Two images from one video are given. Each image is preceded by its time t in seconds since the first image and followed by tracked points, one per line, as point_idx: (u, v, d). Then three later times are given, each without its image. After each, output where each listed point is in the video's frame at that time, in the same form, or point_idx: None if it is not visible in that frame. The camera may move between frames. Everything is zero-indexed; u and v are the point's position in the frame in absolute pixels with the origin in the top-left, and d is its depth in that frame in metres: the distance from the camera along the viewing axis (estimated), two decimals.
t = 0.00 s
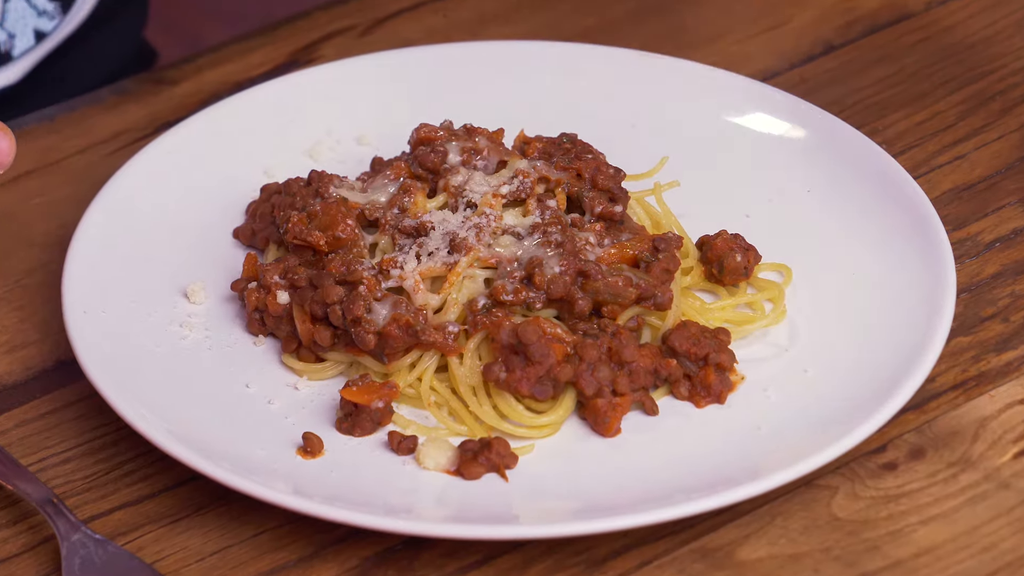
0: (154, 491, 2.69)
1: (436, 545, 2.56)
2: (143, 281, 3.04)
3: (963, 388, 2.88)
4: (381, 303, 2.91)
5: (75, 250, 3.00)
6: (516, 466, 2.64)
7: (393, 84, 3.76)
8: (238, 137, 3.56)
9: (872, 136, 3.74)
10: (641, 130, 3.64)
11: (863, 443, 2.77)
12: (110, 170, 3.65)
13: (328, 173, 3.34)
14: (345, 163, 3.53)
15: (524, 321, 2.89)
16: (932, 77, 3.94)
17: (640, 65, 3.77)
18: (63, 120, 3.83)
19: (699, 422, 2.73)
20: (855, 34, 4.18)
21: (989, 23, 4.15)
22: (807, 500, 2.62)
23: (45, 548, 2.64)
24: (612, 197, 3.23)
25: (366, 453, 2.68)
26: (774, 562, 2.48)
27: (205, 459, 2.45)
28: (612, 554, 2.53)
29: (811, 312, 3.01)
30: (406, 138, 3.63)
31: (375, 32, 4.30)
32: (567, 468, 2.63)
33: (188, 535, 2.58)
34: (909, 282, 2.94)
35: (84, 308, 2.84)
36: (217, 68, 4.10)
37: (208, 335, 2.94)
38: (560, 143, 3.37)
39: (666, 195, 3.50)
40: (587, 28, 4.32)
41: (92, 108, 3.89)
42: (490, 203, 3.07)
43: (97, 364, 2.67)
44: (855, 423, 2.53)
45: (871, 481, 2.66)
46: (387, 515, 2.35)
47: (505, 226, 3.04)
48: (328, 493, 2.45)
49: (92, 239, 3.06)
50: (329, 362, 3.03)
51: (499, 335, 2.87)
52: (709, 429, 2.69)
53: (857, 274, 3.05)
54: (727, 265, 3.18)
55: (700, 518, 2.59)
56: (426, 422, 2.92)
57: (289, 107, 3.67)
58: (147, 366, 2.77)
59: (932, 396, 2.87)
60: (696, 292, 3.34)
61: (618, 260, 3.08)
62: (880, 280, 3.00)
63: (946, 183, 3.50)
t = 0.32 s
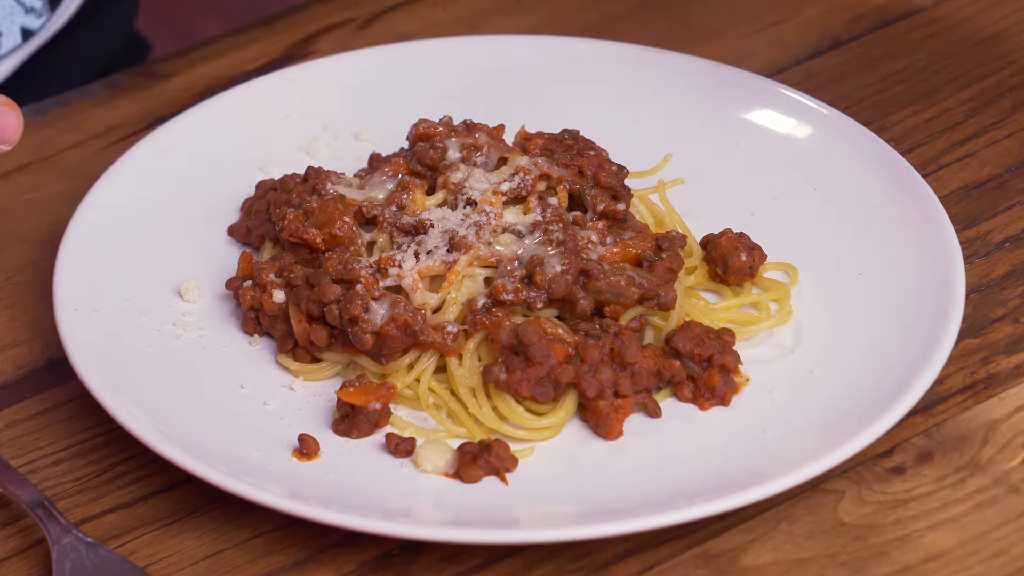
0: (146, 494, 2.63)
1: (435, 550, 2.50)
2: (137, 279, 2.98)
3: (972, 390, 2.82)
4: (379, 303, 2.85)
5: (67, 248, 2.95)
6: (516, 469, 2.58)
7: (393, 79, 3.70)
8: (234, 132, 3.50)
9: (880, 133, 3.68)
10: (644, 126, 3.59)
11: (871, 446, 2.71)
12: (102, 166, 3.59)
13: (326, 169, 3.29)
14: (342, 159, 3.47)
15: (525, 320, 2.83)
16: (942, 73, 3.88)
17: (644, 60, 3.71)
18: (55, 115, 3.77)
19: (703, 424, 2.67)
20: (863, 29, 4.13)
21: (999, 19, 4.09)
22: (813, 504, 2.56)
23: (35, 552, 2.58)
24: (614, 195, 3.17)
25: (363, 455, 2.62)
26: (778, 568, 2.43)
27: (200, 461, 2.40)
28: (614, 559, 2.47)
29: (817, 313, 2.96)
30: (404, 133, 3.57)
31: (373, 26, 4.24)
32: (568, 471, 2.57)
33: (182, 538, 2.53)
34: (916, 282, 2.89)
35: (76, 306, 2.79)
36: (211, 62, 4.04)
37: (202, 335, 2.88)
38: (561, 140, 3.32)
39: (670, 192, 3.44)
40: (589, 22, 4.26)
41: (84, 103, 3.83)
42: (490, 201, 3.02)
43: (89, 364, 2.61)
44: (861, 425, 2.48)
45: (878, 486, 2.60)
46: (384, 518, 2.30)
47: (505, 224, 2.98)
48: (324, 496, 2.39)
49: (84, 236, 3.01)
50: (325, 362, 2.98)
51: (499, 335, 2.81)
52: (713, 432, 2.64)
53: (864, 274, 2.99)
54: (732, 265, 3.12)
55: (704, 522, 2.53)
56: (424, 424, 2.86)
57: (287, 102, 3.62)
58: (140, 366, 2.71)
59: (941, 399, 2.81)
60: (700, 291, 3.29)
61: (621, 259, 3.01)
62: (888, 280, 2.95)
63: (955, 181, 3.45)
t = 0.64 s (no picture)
0: (139, 496, 2.58)
1: (433, 553, 2.45)
2: (131, 277, 2.93)
3: (981, 391, 2.77)
4: (377, 301, 2.79)
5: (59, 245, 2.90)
6: (516, 472, 2.54)
7: (393, 73, 3.65)
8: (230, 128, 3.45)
9: (888, 130, 3.63)
10: (647, 122, 3.55)
11: (878, 449, 2.66)
12: (95, 161, 3.54)
13: (323, 166, 3.24)
14: (340, 155, 3.44)
15: (526, 320, 2.78)
16: (952, 68, 3.82)
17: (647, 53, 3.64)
18: (47, 110, 3.72)
19: (706, 426, 2.62)
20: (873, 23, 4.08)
21: (1010, 14, 4.04)
22: (818, 508, 2.51)
23: (25, 555, 2.53)
24: (617, 191, 3.11)
25: (360, 457, 2.57)
26: (783, 572, 2.37)
27: (193, 462, 2.35)
28: (615, 563, 2.42)
29: (824, 313, 2.91)
30: (401, 129, 3.53)
31: (372, 20, 4.19)
32: (568, 474, 2.52)
33: (175, 541, 2.48)
34: (924, 279, 2.83)
35: (68, 304, 2.73)
36: (207, 57, 3.99)
37: (196, 334, 2.83)
38: (563, 135, 3.27)
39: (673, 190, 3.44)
40: (592, 16, 4.20)
41: (77, 98, 3.78)
42: (490, 198, 2.97)
43: (81, 363, 2.56)
44: (868, 426, 2.43)
45: (885, 489, 2.55)
46: (381, 521, 2.25)
47: (506, 221, 2.93)
48: (320, 498, 2.34)
49: (77, 233, 2.95)
50: (321, 362, 2.93)
51: (499, 334, 2.76)
52: (718, 433, 2.58)
53: (872, 273, 2.94)
54: (736, 263, 3.08)
55: (707, 525, 2.48)
56: (422, 425, 2.81)
57: (284, 96, 3.56)
58: (134, 366, 2.66)
59: (949, 400, 2.76)
60: (703, 291, 3.26)
61: (623, 257, 2.95)
62: (897, 279, 2.88)
63: (964, 178, 3.39)
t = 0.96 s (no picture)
0: (132, 498, 2.53)
1: (432, 557, 2.40)
2: (124, 275, 2.88)
3: (990, 393, 2.72)
4: (375, 300, 2.75)
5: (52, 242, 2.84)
6: (516, 473, 2.49)
7: (393, 68, 3.60)
8: (226, 123, 3.40)
9: (895, 126, 3.58)
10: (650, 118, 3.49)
11: (884, 451, 2.61)
12: (88, 157, 3.49)
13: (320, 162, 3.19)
14: (336, 151, 3.39)
15: (526, 319, 2.73)
16: (960, 64, 3.78)
17: (649, 48, 3.59)
18: (38, 105, 3.67)
19: (711, 428, 2.57)
20: (879, 18, 4.04)
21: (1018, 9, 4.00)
22: (824, 511, 2.46)
23: (16, 558, 2.48)
24: (619, 188, 3.07)
25: (357, 459, 2.52)
26: None
27: (187, 464, 2.30)
28: (617, 567, 2.37)
29: (830, 312, 2.86)
30: (400, 125, 3.48)
31: (370, 13, 4.14)
32: (570, 477, 2.47)
33: (169, 544, 2.43)
34: (932, 278, 2.79)
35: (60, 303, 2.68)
36: (201, 51, 3.94)
37: (190, 334, 2.78)
38: (565, 131, 3.22)
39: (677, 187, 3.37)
40: (594, 10, 4.15)
41: (69, 92, 3.72)
42: (489, 195, 2.92)
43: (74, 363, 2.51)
44: (876, 427, 2.38)
45: (892, 491, 2.50)
46: (379, 524, 2.20)
47: (506, 219, 2.88)
48: (317, 500, 2.29)
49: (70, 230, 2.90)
50: (318, 362, 2.88)
51: (500, 334, 2.71)
52: (723, 435, 2.53)
53: (878, 271, 2.89)
54: (741, 262, 3.02)
55: (712, 528, 2.43)
56: (421, 426, 2.76)
57: (281, 92, 3.52)
58: (126, 366, 2.61)
59: (957, 401, 2.71)
60: (708, 290, 3.20)
61: (626, 256, 2.90)
62: (904, 278, 2.84)
63: (973, 176, 3.34)
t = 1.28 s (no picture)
0: (125, 500, 2.49)
1: (430, 560, 2.35)
2: (117, 273, 2.84)
3: (998, 393, 2.67)
4: (372, 299, 2.70)
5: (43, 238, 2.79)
6: (516, 475, 2.44)
7: (392, 62, 3.56)
8: (221, 119, 3.36)
9: (902, 121, 3.53)
10: (653, 113, 3.44)
11: (890, 452, 2.57)
12: (80, 152, 3.44)
13: (317, 158, 3.15)
14: (334, 147, 3.35)
15: (526, 318, 2.68)
16: (968, 59, 3.73)
17: (652, 42, 3.55)
18: (29, 100, 3.62)
19: (714, 429, 2.53)
20: (886, 11, 3.99)
21: None
22: (829, 513, 2.41)
23: (6, 561, 2.43)
24: (621, 185, 3.02)
25: (354, 460, 2.48)
26: None
27: (181, 466, 2.25)
28: (618, 570, 2.33)
29: (835, 311, 2.81)
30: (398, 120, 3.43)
31: (369, 6, 4.09)
32: (570, 478, 2.42)
33: (162, 547, 2.38)
34: (940, 277, 2.74)
35: (52, 302, 2.63)
36: (195, 45, 3.89)
37: (184, 333, 2.74)
38: (565, 127, 3.18)
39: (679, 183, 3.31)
40: (597, 4, 4.10)
41: (60, 87, 3.67)
42: (489, 191, 2.87)
43: (66, 364, 2.46)
44: (883, 429, 2.33)
45: (898, 494, 2.45)
46: (376, 527, 2.15)
47: (506, 216, 2.83)
48: (312, 502, 2.25)
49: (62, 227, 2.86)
50: (314, 361, 2.84)
51: (499, 333, 2.66)
52: (726, 437, 2.48)
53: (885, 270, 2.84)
54: (745, 260, 2.98)
55: (715, 531, 2.39)
56: (419, 427, 2.71)
57: (278, 87, 3.47)
58: (119, 366, 2.56)
59: (964, 402, 2.66)
60: (710, 288, 3.14)
61: (628, 254, 2.86)
62: (910, 277, 2.79)
63: (981, 172, 3.29)
